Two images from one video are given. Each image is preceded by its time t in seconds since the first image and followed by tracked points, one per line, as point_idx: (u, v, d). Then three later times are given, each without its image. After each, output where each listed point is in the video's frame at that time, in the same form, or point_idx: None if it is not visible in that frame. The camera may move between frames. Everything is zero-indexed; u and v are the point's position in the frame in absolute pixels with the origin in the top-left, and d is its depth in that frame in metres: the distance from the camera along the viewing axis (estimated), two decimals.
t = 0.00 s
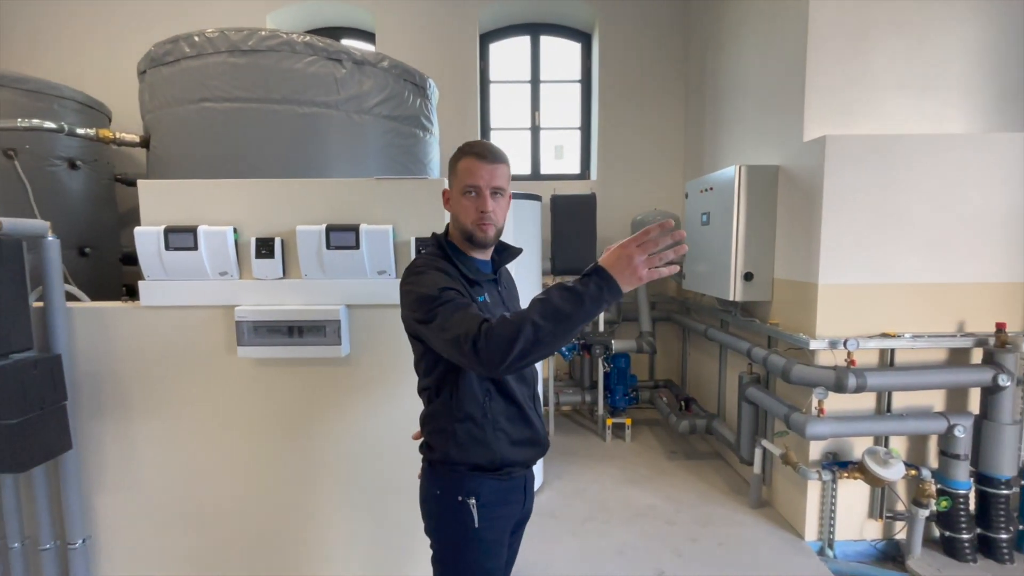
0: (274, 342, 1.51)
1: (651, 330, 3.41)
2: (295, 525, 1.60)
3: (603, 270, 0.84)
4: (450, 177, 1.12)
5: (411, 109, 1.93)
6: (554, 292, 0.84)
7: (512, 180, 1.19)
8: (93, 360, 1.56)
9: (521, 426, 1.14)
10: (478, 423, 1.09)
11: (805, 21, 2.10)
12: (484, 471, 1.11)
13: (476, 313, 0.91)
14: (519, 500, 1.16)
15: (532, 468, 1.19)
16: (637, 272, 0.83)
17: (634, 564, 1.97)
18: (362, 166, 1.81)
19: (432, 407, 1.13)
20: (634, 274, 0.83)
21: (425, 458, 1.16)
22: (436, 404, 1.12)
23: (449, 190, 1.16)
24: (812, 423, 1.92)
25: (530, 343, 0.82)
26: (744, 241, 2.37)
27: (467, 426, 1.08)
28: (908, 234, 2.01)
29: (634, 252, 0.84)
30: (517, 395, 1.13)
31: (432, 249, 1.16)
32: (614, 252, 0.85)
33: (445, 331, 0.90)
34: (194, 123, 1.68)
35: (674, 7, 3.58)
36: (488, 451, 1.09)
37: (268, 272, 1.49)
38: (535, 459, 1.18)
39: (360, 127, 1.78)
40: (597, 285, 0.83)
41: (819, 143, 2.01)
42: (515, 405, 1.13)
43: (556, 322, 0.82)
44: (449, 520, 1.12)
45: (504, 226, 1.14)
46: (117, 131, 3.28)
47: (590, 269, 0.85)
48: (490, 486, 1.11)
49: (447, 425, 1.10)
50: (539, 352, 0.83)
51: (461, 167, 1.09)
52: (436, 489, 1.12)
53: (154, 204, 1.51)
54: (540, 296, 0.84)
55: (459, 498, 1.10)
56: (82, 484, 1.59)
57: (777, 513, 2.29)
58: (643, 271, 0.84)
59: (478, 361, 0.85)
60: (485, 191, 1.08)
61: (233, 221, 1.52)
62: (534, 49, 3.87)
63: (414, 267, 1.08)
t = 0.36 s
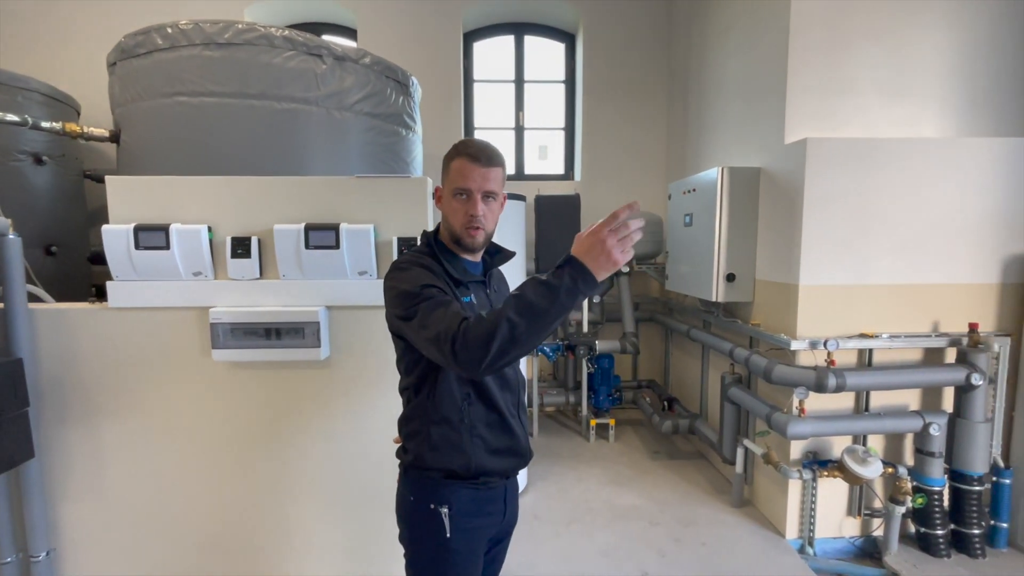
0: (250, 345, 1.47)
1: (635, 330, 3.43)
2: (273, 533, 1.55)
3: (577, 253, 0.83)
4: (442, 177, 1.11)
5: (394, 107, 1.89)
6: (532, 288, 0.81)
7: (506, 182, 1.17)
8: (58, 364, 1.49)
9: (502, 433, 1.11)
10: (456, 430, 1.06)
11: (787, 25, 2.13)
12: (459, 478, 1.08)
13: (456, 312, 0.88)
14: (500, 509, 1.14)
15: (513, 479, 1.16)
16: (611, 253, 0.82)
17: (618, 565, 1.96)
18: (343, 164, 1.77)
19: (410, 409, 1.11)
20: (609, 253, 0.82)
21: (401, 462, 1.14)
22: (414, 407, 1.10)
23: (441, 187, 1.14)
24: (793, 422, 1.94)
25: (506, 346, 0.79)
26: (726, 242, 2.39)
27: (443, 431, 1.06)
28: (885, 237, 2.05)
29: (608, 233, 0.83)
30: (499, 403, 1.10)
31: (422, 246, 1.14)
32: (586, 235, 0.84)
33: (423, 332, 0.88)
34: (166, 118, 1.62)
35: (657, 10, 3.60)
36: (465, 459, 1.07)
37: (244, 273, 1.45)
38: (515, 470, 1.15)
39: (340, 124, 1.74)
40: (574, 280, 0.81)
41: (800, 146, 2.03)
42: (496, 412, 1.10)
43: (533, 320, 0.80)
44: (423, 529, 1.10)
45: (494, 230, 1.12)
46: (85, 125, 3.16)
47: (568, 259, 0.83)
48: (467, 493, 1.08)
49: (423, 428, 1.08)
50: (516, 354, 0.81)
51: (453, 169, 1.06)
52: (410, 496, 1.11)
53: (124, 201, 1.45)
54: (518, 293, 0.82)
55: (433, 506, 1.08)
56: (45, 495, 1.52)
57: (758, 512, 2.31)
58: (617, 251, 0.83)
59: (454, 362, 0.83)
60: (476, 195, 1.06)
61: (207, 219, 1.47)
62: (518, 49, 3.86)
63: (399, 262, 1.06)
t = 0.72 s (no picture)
0: (235, 346, 1.44)
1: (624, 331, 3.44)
2: (258, 537, 1.53)
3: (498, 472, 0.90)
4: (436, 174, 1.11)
5: (383, 105, 1.88)
6: (464, 457, 0.90)
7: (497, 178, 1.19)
8: (36, 366, 1.45)
9: (490, 439, 1.11)
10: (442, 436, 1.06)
11: (774, 29, 2.15)
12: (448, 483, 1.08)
13: (407, 382, 0.93)
14: (488, 516, 1.13)
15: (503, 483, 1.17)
16: (517, 509, 0.91)
17: (606, 565, 1.97)
18: (331, 163, 1.75)
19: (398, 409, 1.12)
20: (514, 508, 0.90)
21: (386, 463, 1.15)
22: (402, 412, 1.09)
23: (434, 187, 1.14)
24: (779, 422, 1.96)
25: (412, 467, 0.90)
26: (714, 244, 2.41)
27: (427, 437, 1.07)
28: (870, 238, 2.08)
29: (528, 496, 0.91)
30: (487, 409, 1.10)
31: (416, 248, 1.14)
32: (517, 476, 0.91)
33: (372, 376, 0.93)
34: (149, 115, 1.59)
35: (646, 12, 3.62)
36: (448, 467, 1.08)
37: (230, 273, 1.42)
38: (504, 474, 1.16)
39: (328, 123, 1.72)
40: (491, 499, 0.89)
41: (787, 148, 2.05)
42: (484, 418, 1.10)
43: (447, 479, 0.90)
44: (409, 533, 1.09)
45: (491, 223, 1.11)
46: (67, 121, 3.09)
47: (499, 479, 0.90)
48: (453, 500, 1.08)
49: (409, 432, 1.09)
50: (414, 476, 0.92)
51: (448, 161, 1.08)
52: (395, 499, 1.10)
53: (105, 200, 1.42)
54: (450, 454, 0.90)
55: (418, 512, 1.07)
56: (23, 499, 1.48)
57: (745, 511, 2.32)
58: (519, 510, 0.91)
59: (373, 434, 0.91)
60: (472, 185, 1.07)
61: (191, 217, 1.45)
62: (508, 49, 3.85)
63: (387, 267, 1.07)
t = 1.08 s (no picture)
0: (225, 346, 1.43)
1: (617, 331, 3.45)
2: (248, 539, 1.52)
3: (440, 522, 0.97)
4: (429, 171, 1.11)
5: (376, 105, 1.87)
6: (414, 489, 0.95)
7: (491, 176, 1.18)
8: (21, 366, 1.43)
9: (475, 442, 1.11)
10: (424, 437, 1.06)
11: (766, 31, 2.16)
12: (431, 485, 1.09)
13: (378, 393, 0.96)
14: (474, 518, 1.15)
15: (490, 485, 1.17)
16: (439, 556, 0.98)
17: (598, 566, 1.97)
18: (323, 162, 1.74)
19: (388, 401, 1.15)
20: (435, 555, 0.99)
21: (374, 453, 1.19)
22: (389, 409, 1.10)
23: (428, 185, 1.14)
24: (771, 422, 1.97)
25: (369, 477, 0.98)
26: (707, 245, 2.42)
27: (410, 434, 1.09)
28: (860, 240, 2.09)
29: (453, 554, 0.99)
30: (472, 413, 1.09)
31: (409, 246, 1.14)
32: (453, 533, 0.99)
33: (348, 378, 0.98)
34: (139, 112, 1.57)
35: (640, 13, 3.64)
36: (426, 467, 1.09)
37: (219, 272, 1.41)
38: (490, 477, 1.15)
39: (321, 122, 1.71)
40: (425, 537, 0.96)
41: (779, 149, 2.06)
42: (469, 422, 1.10)
43: (392, 504, 0.96)
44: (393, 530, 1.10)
45: (485, 220, 1.10)
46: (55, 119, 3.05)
47: (439, 527, 0.97)
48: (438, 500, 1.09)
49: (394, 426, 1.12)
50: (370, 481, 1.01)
51: (441, 158, 1.07)
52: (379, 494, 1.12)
53: (93, 198, 1.40)
54: (404, 485, 0.95)
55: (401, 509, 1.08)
56: (7, 502, 1.46)
57: (737, 511, 2.33)
58: (442, 558, 0.99)
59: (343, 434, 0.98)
60: (465, 182, 1.06)
61: (181, 216, 1.43)
62: (502, 49, 3.85)
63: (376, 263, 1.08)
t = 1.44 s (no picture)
0: (220, 345, 1.42)
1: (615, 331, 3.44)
2: (243, 540, 1.51)
3: (430, 534, 0.96)
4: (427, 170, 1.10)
5: (373, 104, 1.86)
6: (407, 496, 0.95)
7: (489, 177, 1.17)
8: (13, 366, 1.42)
9: (469, 443, 1.10)
10: (419, 438, 1.06)
11: (764, 32, 2.16)
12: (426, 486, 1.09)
13: (377, 393, 0.95)
14: (469, 519, 1.15)
15: (484, 487, 1.17)
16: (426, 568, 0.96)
17: (595, 566, 1.96)
18: (320, 161, 1.73)
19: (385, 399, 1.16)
20: (422, 565, 0.97)
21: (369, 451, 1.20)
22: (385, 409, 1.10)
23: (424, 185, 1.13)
24: (767, 422, 1.97)
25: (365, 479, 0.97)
26: (704, 245, 2.42)
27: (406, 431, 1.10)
28: (857, 240, 2.09)
29: (441, 566, 0.97)
30: (467, 414, 1.08)
31: (405, 245, 1.13)
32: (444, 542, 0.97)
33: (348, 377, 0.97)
34: (134, 110, 1.56)
35: (638, 13, 3.64)
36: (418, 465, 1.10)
37: (214, 271, 1.40)
38: (485, 479, 1.15)
39: (317, 121, 1.70)
40: (416, 545, 0.95)
41: (776, 150, 2.07)
42: (463, 422, 1.09)
43: (385, 508, 0.96)
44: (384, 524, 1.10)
45: (482, 220, 1.10)
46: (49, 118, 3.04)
47: (432, 537, 0.95)
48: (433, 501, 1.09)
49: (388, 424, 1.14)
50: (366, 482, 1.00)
51: (438, 158, 1.07)
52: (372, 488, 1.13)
53: (87, 197, 1.39)
54: (399, 487, 0.94)
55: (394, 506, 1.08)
56: None
57: (734, 511, 2.33)
58: (429, 569, 0.97)
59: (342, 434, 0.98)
60: (462, 181, 1.05)
61: (176, 215, 1.42)
62: (500, 49, 3.85)
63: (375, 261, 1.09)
